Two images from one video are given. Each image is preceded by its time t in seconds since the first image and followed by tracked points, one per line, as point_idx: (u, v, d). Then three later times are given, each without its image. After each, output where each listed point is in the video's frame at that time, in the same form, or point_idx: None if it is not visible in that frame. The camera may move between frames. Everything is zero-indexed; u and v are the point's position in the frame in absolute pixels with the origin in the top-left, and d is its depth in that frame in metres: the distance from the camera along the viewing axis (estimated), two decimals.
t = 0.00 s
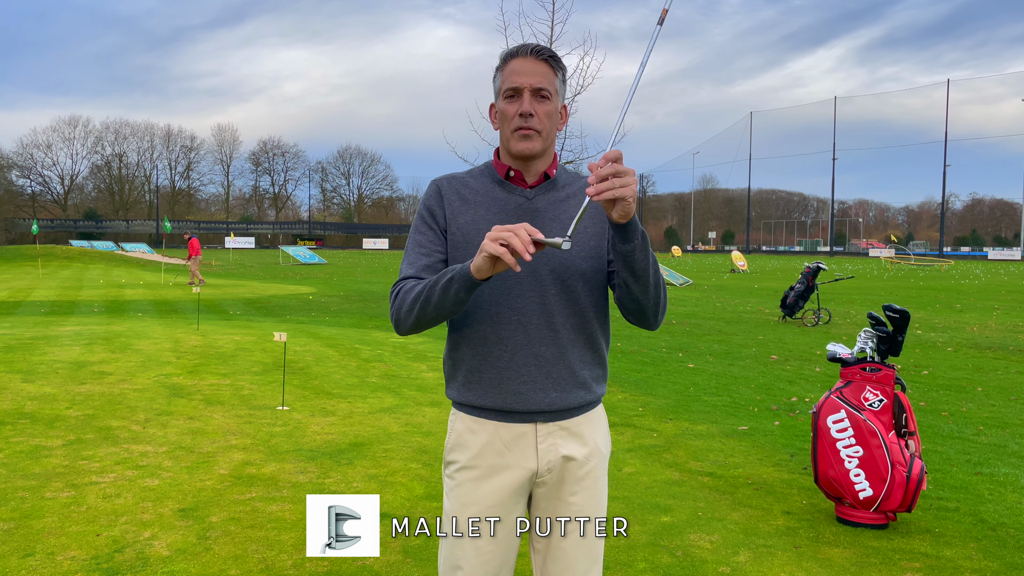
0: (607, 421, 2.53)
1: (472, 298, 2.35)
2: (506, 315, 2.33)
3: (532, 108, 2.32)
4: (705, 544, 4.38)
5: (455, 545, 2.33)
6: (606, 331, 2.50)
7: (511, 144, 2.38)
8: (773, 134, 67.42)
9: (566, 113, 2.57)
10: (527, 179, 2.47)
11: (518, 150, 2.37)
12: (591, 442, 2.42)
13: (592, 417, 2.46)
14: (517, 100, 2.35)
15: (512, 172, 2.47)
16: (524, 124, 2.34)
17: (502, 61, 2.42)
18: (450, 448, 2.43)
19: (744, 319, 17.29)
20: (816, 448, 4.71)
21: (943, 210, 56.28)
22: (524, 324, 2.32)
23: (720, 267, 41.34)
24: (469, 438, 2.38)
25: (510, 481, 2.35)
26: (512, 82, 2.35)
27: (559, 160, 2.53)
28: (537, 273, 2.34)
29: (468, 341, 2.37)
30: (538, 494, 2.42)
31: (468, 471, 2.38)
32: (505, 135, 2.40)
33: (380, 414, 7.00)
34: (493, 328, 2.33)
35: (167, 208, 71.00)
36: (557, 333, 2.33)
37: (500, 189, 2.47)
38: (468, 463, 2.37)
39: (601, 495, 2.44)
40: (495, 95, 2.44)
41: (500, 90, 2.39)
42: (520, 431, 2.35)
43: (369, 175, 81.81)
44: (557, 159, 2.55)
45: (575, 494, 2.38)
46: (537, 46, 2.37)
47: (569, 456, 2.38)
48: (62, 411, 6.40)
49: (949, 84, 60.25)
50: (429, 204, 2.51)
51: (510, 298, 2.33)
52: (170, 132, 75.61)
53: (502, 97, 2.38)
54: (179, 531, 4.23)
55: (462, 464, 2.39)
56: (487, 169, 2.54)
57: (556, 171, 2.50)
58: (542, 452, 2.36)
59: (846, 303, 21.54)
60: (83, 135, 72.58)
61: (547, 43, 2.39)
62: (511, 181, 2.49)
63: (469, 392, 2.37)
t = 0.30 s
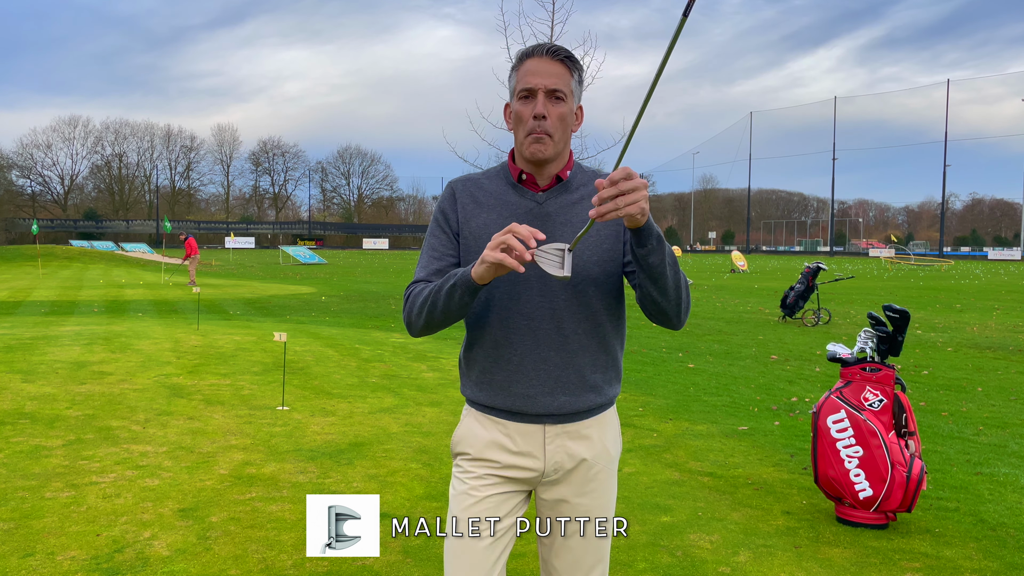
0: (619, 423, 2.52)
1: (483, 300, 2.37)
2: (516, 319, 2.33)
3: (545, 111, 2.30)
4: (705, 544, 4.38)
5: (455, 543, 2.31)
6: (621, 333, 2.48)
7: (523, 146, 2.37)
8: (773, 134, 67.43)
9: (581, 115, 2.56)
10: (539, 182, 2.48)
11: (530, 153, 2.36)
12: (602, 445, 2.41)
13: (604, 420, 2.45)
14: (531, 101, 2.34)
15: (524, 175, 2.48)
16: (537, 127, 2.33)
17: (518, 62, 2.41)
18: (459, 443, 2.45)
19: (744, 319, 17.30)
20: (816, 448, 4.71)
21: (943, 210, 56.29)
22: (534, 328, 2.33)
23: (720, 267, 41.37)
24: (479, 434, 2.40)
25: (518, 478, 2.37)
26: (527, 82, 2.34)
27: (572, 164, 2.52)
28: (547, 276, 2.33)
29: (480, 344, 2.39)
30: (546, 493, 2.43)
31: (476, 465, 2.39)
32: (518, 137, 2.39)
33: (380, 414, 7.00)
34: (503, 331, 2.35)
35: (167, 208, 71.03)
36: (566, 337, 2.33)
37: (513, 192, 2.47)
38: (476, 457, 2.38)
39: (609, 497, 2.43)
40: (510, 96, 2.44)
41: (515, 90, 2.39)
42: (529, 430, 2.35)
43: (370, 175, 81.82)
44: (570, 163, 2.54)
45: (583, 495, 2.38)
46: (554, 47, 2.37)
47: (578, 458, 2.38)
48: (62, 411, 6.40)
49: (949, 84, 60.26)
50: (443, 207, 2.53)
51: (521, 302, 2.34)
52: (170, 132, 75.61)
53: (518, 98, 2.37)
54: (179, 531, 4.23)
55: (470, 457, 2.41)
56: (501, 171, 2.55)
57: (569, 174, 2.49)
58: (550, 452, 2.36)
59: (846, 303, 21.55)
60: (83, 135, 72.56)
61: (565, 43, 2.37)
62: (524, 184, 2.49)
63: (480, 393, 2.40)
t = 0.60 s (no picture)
0: (613, 424, 2.53)
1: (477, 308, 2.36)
2: (511, 325, 2.32)
3: (540, 111, 2.30)
4: (705, 544, 4.38)
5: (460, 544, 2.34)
6: (614, 338, 2.49)
7: (516, 146, 2.37)
8: (773, 134, 67.43)
9: (576, 113, 2.56)
10: (533, 184, 2.49)
11: (525, 154, 2.36)
12: (598, 446, 2.42)
13: (598, 421, 2.46)
14: (525, 100, 2.34)
15: (517, 176, 2.49)
16: (532, 127, 2.33)
17: (512, 58, 2.40)
18: (456, 449, 2.45)
19: (744, 319, 17.29)
20: (816, 448, 4.71)
21: (943, 210, 56.28)
22: (530, 335, 2.32)
23: (720, 267, 41.36)
24: (474, 440, 2.40)
25: (516, 481, 2.37)
26: (521, 81, 2.33)
27: (565, 163, 2.52)
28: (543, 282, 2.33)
29: (476, 350, 2.38)
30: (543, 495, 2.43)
31: (473, 471, 2.39)
32: (511, 137, 2.38)
33: (380, 414, 6.99)
34: (498, 338, 2.34)
35: (167, 208, 71.02)
36: (563, 342, 2.33)
37: (506, 194, 2.47)
38: (473, 463, 2.38)
39: (605, 497, 2.44)
40: (503, 93, 2.43)
41: (508, 87, 2.37)
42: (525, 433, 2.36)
43: (370, 175, 81.80)
44: (563, 162, 2.54)
45: (580, 496, 2.39)
46: (548, 44, 2.36)
47: (574, 459, 2.38)
48: (62, 411, 6.40)
49: (948, 84, 60.30)
50: (434, 214, 2.50)
51: (516, 309, 2.33)
52: (170, 132, 75.58)
53: (511, 96, 2.36)
54: (179, 531, 4.23)
55: (467, 464, 2.41)
56: (493, 171, 2.53)
57: (563, 174, 2.50)
58: (547, 455, 2.36)
59: (846, 303, 21.55)
60: (82, 135, 72.53)
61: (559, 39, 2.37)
62: (518, 186, 2.51)
63: (476, 398, 2.39)
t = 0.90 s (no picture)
0: (603, 422, 2.55)
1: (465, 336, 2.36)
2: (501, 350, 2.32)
3: (518, 142, 2.30)
4: (704, 544, 4.39)
5: (459, 543, 2.36)
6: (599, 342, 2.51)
7: (496, 176, 2.36)
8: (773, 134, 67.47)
9: (558, 131, 2.53)
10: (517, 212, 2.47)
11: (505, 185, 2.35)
12: (588, 445, 2.45)
13: (588, 421, 2.48)
14: (504, 129, 2.33)
15: (500, 205, 2.47)
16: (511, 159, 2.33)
17: (489, 80, 2.36)
18: (448, 453, 2.44)
19: (744, 319, 17.30)
20: (816, 448, 4.71)
21: (943, 211, 56.32)
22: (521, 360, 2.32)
23: (720, 267, 41.37)
24: (468, 447, 2.40)
25: (509, 483, 2.38)
26: (499, 108, 2.32)
27: (548, 188, 2.51)
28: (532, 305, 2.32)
29: (464, 375, 2.37)
30: (535, 495, 2.45)
31: (468, 475, 2.40)
32: (490, 167, 2.38)
33: (379, 414, 7.00)
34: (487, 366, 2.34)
35: (167, 208, 71.01)
36: (555, 365, 2.34)
37: (490, 223, 2.45)
38: (467, 467, 2.39)
39: (595, 494, 2.46)
40: (480, 115, 2.41)
41: (485, 112, 2.36)
42: (517, 439, 2.35)
43: (370, 175, 81.81)
44: (547, 182, 2.53)
45: (573, 494, 2.42)
46: (526, 67, 2.33)
47: (566, 458, 2.40)
48: (61, 412, 6.40)
49: (948, 84, 60.31)
50: (415, 244, 2.49)
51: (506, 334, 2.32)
52: (170, 132, 75.59)
53: (488, 122, 2.35)
54: (179, 530, 4.23)
55: (460, 469, 2.41)
56: (474, 195, 2.51)
57: (547, 197, 2.49)
58: (540, 458, 2.37)
59: (846, 303, 21.56)
60: (82, 136, 72.53)
61: (537, 61, 2.33)
62: (501, 215, 2.48)
63: (467, 416, 2.40)
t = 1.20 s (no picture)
0: (596, 422, 2.55)
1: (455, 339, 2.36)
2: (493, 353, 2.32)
3: (510, 146, 2.30)
4: (704, 544, 4.39)
5: (452, 545, 2.36)
6: (592, 343, 2.51)
7: (487, 179, 2.37)
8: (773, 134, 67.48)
9: (551, 132, 2.52)
10: (509, 215, 2.47)
11: (496, 189, 2.35)
12: (581, 446, 2.45)
13: (581, 422, 2.48)
14: (495, 132, 2.33)
15: (492, 207, 2.47)
16: (503, 163, 2.33)
17: (481, 81, 2.35)
18: (441, 456, 2.44)
19: (744, 319, 17.30)
20: (816, 448, 4.71)
21: (943, 211, 56.33)
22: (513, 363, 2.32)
23: (720, 267, 41.37)
24: (460, 450, 2.40)
25: (502, 485, 2.38)
26: (491, 111, 2.31)
27: (540, 190, 2.51)
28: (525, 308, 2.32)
29: (456, 380, 2.37)
30: (528, 497, 2.45)
31: (460, 478, 2.40)
32: (482, 170, 2.38)
33: (380, 414, 7.00)
34: (480, 371, 2.34)
35: (167, 208, 70.98)
36: (548, 368, 2.34)
37: (482, 225, 2.46)
38: (459, 470, 2.39)
39: (589, 495, 2.46)
40: (471, 117, 2.41)
41: (476, 115, 2.35)
42: (509, 441, 2.36)
43: (370, 175, 81.80)
44: (540, 183, 2.53)
45: (566, 495, 2.41)
46: (519, 69, 2.32)
47: (559, 459, 2.40)
48: (61, 412, 6.40)
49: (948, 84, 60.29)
50: (406, 246, 2.49)
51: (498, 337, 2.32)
52: (170, 132, 75.58)
53: (480, 125, 2.34)
54: (179, 531, 4.23)
55: (453, 471, 2.42)
56: (466, 197, 2.51)
57: (539, 199, 2.49)
58: (533, 460, 2.37)
59: (846, 303, 21.57)
60: (82, 136, 72.49)
61: (530, 62, 2.32)
62: (493, 217, 2.48)
63: (458, 419, 2.40)
